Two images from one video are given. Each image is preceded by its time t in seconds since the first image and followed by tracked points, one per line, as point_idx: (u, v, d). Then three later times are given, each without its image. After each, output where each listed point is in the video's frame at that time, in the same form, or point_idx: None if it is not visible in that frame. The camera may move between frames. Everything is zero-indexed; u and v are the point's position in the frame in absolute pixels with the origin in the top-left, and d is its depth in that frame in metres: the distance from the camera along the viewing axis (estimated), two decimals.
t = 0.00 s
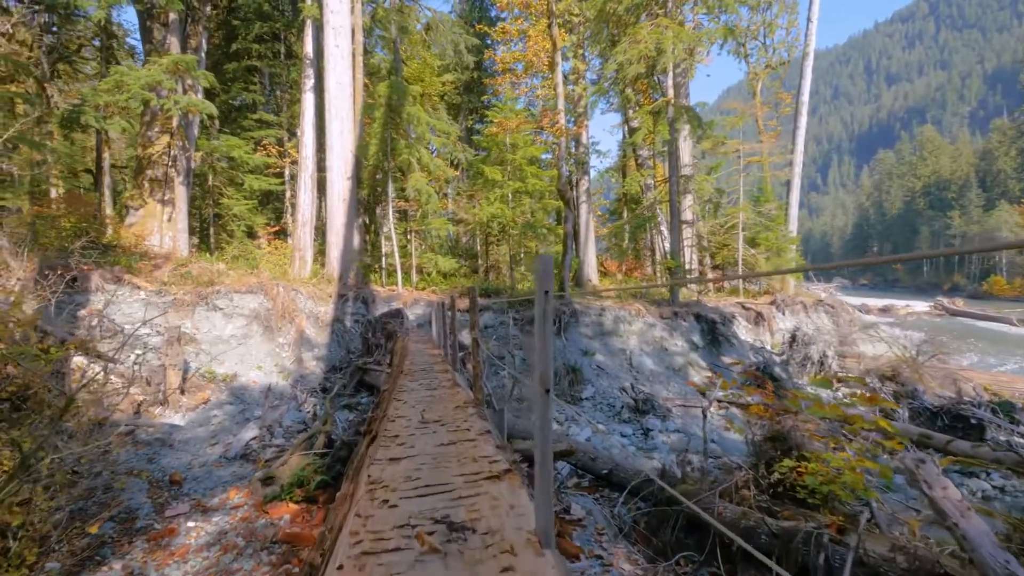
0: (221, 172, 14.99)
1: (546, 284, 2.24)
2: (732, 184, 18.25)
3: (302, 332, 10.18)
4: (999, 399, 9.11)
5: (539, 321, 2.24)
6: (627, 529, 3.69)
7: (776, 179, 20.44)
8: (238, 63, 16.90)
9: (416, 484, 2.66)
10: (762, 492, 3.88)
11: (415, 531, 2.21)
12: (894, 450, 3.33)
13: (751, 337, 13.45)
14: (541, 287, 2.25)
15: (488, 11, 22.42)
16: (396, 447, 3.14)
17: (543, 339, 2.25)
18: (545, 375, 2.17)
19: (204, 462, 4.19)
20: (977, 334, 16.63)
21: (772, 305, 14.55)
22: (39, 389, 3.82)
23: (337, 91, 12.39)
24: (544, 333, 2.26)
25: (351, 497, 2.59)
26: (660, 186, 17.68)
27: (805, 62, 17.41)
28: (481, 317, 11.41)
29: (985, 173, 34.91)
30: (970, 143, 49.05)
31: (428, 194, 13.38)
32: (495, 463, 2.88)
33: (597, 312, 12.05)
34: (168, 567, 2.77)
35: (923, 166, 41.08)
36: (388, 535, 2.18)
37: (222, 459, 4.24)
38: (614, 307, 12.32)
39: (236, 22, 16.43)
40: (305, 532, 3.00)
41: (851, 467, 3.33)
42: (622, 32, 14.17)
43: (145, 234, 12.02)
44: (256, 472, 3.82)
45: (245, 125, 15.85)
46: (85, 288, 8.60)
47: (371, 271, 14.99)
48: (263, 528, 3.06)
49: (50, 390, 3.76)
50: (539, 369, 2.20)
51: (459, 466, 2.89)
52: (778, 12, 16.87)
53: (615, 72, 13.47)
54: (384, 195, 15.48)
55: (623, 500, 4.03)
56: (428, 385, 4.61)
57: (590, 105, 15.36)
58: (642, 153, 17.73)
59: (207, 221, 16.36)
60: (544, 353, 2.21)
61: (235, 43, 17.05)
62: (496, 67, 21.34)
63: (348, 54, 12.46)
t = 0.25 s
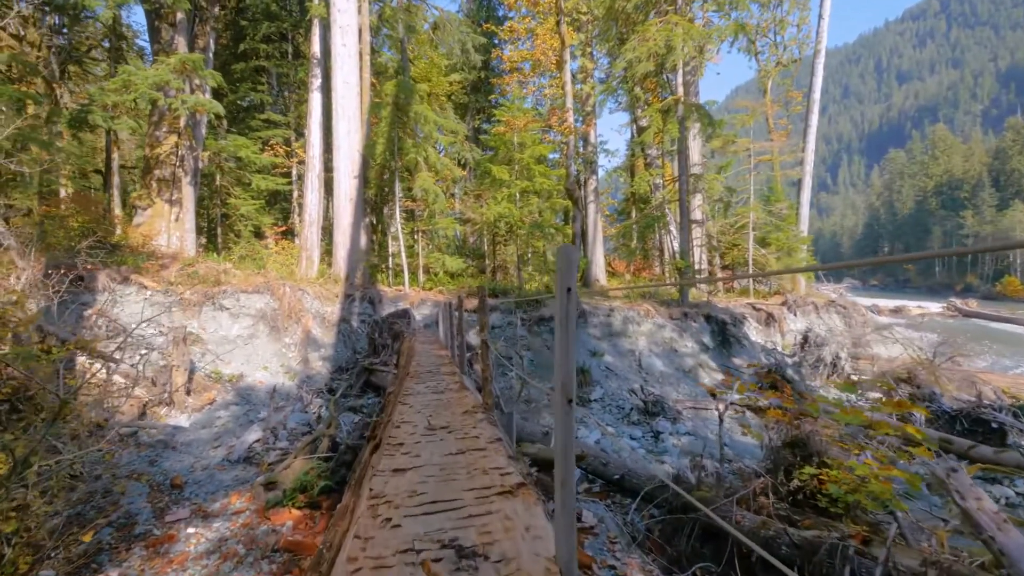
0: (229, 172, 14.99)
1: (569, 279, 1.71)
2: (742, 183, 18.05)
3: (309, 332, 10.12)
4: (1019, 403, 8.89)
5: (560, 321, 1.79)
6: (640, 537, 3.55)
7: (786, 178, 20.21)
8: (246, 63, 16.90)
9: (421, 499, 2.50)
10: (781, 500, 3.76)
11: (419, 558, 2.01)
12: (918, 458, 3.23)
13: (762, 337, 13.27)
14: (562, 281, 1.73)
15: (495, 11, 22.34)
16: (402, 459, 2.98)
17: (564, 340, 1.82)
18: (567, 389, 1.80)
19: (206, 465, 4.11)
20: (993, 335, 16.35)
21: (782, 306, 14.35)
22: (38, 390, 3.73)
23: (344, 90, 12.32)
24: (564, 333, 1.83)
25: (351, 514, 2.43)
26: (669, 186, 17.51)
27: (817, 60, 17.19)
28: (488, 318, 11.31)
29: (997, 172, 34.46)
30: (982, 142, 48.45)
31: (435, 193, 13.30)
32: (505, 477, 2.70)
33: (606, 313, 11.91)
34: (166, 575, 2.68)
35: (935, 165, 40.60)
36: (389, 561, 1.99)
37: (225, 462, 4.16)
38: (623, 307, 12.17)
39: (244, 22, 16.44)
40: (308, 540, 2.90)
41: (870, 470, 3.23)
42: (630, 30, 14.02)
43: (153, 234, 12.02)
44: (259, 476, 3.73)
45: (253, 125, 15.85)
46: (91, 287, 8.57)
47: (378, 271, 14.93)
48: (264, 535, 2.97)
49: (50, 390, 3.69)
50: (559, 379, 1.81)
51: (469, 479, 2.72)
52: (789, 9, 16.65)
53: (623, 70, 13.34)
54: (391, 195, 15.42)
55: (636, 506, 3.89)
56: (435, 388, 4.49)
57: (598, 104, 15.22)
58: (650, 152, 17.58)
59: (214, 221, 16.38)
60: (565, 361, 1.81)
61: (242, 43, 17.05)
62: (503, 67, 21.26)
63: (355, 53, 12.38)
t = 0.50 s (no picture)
0: (234, 172, 14.95)
1: (596, 275, 1.57)
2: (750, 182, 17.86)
3: (313, 333, 10.03)
4: None
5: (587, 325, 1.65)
6: (652, 547, 3.42)
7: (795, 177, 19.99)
8: (251, 62, 16.85)
9: (426, 519, 2.23)
10: (799, 507, 3.64)
11: None
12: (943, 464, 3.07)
13: (771, 338, 13.09)
14: (589, 278, 1.60)
15: (501, 9, 22.22)
16: (404, 472, 2.71)
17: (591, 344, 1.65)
18: (596, 402, 1.66)
19: (206, 469, 4.01)
20: (1006, 336, 16.09)
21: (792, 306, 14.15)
22: (31, 393, 3.61)
23: (349, 89, 12.24)
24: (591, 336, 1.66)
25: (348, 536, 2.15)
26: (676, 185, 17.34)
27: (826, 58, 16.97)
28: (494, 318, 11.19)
29: (1008, 172, 34.00)
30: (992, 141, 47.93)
31: (440, 193, 13.19)
32: (520, 495, 2.40)
33: (613, 313, 11.76)
34: None
35: (945, 164, 40.15)
36: None
37: (225, 466, 4.06)
38: (630, 307, 12.02)
39: (249, 22, 16.39)
40: (309, 550, 2.78)
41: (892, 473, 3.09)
42: (637, 28, 13.86)
43: (158, 234, 11.98)
44: (259, 482, 3.63)
45: (258, 125, 15.81)
46: (95, 288, 8.50)
47: (383, 271, 14.84)
48: (264, 544, 2.87)
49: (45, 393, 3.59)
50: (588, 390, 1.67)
51: (480, 494, 2.44)
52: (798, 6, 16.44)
53: (630, 68, 13.18)
54: (396, 195, 15.32)
55: (649, 513, 3.78)
56: (441, 392, 4.37)
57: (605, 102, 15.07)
58: (657, 151, 17.41)
59: (219, 221, 16.34)
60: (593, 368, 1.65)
61: (248, 43, 17.00)
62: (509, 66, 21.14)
63: (360, 52, 12.29)
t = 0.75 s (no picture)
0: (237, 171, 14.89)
1: (631, 272, 1.44)
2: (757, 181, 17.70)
3: (316, 333, 9.94)
4: None
5: (620, 327, 1.52)
6: (664, 557, 3.32)
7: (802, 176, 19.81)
8: (254, 61, 16.79)
9: (431, 545, 1.98)
10: (817, 516, 3.54)
11: None
12: (969, 470, 2.96)
13: (778, 339, 12.94)
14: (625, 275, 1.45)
15: (505, 8, 22.11)
16: (408, 489, 2.48)
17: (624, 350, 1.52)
18: (628, 409, 1.54)
19: (204, 473, 3.91)
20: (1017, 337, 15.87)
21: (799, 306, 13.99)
22: (22, 397, 3.51)
23: (353, 87, 12.14)
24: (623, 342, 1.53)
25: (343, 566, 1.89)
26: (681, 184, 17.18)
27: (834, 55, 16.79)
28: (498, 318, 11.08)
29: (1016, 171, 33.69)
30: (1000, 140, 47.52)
31: (444, 192, 13.09)
32: (534, 516, 2.14)
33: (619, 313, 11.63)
34: None
35: (952, 163, 39.82)
36: None
37: (224, 470, 3.96)
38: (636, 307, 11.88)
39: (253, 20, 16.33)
40: (306, 562, 2.67)
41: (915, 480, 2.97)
42: (643, 25, 13.71)
43: (161, 233, 11.93)
44: (258, 487, 3.53)
45: (262, 124, 15.75)
46: (97, 287, 8.44)
47: (386, 271, 14.76)
48: (261, 554, 2.77)
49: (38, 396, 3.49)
50: (621, 397, 1.55)
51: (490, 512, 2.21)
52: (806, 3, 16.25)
53: (636, 66, 13.04)
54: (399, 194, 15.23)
55: (659, 521, 3.68)
56: (446, 396, 4.26)
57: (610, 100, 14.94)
58: (662, 150, 17.27)
59: (223, 220, 16.28)
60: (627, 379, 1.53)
61: (251, 42, 16.94)
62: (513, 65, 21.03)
63: (363, 50, 12.19)
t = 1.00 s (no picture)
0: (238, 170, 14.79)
1: (682, 264, 1.28)
2: (761, 180, 17.54)
3: (317, 333, 9.83)
4: None
5: (669, 331, 1.35)
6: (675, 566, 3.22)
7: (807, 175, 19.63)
8: (256, 60, 16.68)
9: None
10: (835, 525, 3.45)
11: None
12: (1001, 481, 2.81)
13: (784, 339, 12.78)
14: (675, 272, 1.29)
15: (508, 7, 21.98)
16: (408, 507, 2.36)
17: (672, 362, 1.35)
18: (676, 427, 1.37)
19: (199, 478, 3.80)
20: None
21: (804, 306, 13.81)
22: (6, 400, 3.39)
23: (355, 85, 12.04)
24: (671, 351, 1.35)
25: None
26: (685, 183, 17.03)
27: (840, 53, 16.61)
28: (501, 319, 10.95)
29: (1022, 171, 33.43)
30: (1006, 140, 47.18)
31: (446, 191, 12.97)
32: (549, 542, 2.00)
33: (623, 313, 11.49)
34: None
35: (957, 163, 39.54)
36: None
37: (220, 475, 3.84)
38: (641, 307, 11.74)
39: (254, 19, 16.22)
40: None
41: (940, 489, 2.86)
42: (647, 23, 13.57)
43: (161, 232, 11.85)
44: (254, 493, 3.41)
45: (263, 123, 15.65)
46: (96, 287, 8.34)
47: (388, 270, 14.64)
48: (256, 564, 2.66)
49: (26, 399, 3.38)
50: (668, 412, 1.37)
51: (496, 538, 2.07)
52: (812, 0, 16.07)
53: (640, 64, 12.89)
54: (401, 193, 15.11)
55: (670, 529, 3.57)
56: (449, 400, 4.14)
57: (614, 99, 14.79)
58: (666, 149, 17.12)
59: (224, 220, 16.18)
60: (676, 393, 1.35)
61: (252, 40, 16.85)
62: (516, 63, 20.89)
63: (365, 48, 12.09)
